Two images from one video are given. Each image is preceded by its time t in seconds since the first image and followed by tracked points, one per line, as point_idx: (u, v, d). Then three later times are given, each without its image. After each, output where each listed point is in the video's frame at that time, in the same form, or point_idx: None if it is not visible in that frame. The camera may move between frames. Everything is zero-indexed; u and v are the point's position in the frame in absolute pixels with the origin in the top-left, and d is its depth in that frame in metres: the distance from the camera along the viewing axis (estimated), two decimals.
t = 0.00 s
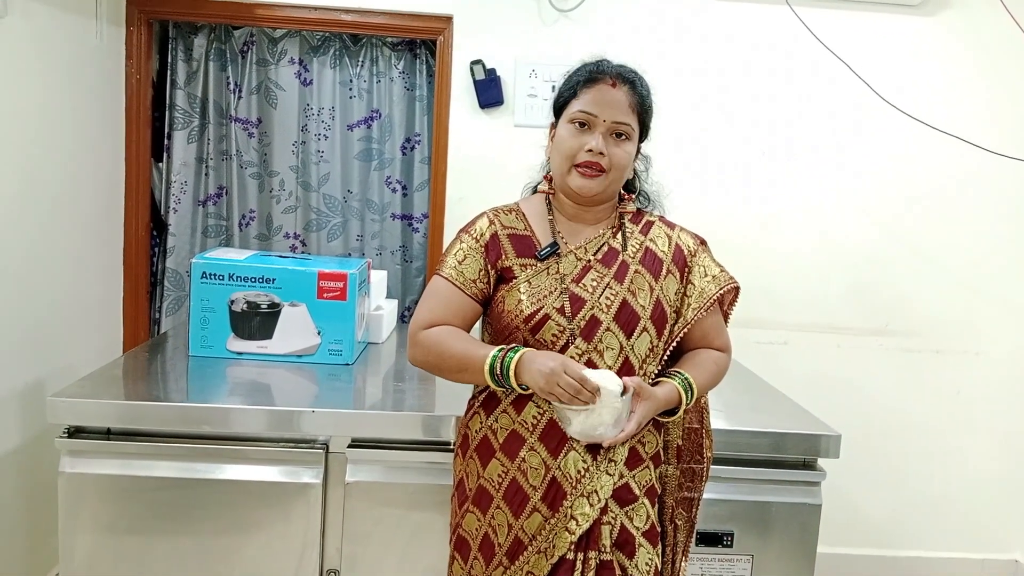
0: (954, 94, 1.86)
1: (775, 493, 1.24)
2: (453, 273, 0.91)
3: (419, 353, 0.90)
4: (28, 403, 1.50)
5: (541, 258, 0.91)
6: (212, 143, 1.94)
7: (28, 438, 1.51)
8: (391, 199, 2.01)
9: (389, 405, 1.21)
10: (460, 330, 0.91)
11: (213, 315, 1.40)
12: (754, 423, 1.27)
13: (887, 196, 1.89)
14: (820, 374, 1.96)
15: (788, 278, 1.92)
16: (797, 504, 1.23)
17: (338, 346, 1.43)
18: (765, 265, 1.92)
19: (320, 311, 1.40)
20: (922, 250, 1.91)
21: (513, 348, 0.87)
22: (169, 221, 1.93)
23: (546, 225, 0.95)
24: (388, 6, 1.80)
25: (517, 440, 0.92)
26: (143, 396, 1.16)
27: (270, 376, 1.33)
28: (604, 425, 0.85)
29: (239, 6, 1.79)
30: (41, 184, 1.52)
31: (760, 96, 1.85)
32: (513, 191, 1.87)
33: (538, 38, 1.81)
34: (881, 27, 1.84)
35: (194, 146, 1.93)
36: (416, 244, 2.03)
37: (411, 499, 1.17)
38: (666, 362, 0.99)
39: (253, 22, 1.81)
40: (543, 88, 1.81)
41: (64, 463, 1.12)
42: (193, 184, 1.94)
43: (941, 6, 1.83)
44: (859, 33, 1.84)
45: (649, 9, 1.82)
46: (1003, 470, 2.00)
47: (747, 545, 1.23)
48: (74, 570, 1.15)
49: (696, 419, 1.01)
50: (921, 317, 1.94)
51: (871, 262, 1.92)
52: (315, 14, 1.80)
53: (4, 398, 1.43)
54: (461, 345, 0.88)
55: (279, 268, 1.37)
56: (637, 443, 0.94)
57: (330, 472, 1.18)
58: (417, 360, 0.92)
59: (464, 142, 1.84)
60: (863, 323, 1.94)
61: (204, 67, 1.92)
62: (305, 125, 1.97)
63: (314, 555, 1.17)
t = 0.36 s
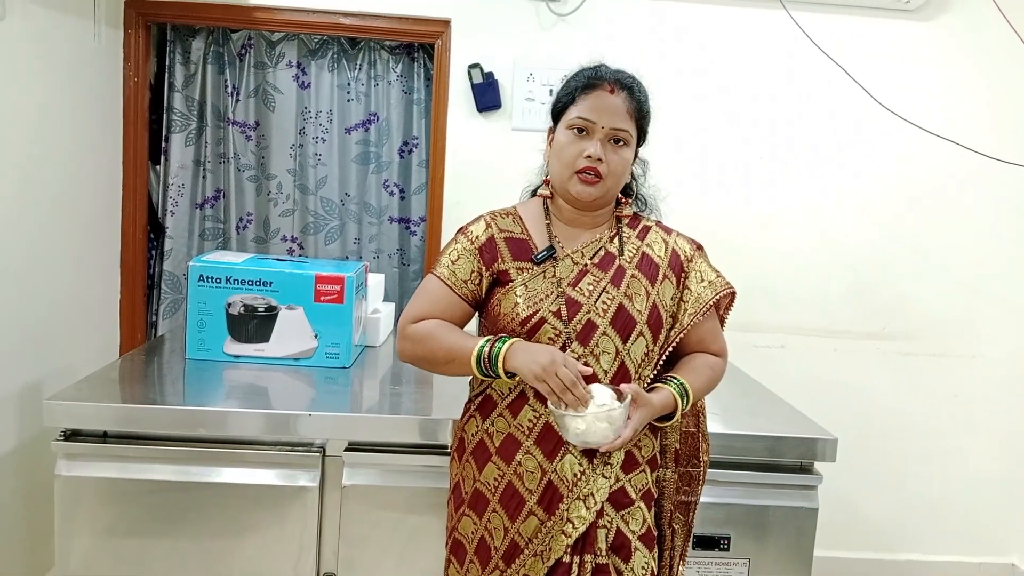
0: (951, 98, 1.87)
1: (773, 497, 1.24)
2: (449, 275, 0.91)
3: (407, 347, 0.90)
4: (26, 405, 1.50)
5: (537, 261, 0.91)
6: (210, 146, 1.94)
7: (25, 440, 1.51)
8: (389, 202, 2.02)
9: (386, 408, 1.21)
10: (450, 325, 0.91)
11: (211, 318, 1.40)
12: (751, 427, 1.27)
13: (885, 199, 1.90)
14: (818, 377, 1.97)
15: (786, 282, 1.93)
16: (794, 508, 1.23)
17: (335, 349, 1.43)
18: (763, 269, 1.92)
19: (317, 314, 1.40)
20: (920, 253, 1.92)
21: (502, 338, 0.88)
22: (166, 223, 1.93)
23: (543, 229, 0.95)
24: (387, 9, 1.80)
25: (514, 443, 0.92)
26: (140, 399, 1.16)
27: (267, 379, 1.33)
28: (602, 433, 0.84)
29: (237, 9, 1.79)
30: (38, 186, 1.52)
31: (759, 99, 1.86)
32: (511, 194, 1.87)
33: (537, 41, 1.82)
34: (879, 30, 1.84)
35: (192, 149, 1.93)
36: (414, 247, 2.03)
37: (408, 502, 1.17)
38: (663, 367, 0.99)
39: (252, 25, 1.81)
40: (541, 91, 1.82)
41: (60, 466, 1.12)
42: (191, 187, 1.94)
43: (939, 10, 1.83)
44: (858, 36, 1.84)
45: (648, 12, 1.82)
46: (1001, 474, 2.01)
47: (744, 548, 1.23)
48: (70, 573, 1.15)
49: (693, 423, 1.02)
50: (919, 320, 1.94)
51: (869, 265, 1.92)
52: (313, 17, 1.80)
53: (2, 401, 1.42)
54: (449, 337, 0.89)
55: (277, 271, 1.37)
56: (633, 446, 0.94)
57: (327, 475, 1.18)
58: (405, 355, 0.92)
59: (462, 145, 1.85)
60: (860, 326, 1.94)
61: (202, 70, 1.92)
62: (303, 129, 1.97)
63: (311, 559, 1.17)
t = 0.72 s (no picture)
0: (952, 95, 1.86)
1: (772, 493, 1.24)
2: (447, 272, 0.91)
3: (408, 345, 0.90)
4: (25, 403, 1.50)
5: (535, 258, 0.91)
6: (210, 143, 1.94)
7: (25, 439, 1.51)
8: (388, 200, 2.01)
9: (386, 405, 1.21)
10: (451, 323, 0.91)
11: (210, 315, 1.40)
12: (751, 423, 1.27)
13: (885, 197, 1.90)
14: (817, 374, 1.97)
15: (786, 279, 1.92)
16: (794, 504, 1.23)
17: (335, 346, 1.43)
18: (763, 266, 1.92)
19: (316, 311, 1.40)
20: (921, 250, 1.92)
21: (503, 335, 0.87)
22: (166, 221, 1.93)
23: (540, 226, 0.95)
24: (386, 6, 1.80)
25: (513, 440, 0.92)
26: (140, 396, 1.16)
27: (266, 376, 1.33)
28: (602, 431, 0.84)
29: (236, 6, 1.79)
30: (37, 184, 1.52)
31: (759, 96, 1.86)
32: (511, 191, 1.87)
33: (537, 38, 1.81)
34: (879, 27, 1.84)
35: (191, 147, 1.93)
36: (413, 245, 2.03)
37: (408, 499, 1.17)
38: (661, 363, 0.99)
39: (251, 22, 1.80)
40: (540, 88, 1.81)
41: (60, 463, 1.12)
42: (190, 184, 1.94)
43: (939, 7, 1.83)
44: (857, 33, 1.84)
45: (647, 9, 1.82)
46: (1001, 471, 2.01)
47: (744, 545, 1.23)
48: (70, 570, 1.15)
49: (693, 419, 1.01)
50: (919, 316, 1.94)
51: (869, 262, 1.92)
52: (312, 14, 1.80)
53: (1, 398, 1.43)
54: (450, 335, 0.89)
55: (275, 268, 1.37)
56: (632, 442, 0.94)
57: (326, 472, 1.18)
58: (408, 355, 0.92)
59: (462, 142, 1.84)
60: (861, 323, 1.94)
61: (201, 67, 1.91)
62: (302, 126, 1.97)
63: (311, 555, 1.17)
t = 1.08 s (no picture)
0: (948, 92, 1.86)
1: (770, 491, 1.24)
2: (442, 270, 0.91)
3: (399, 342, 0.90)
4: (21, 403, 1.50)
5: (532, 256, 0.91)
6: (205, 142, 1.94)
7: (21, 438, 1.51)
8: (385, 198, 2.01)
9: (383, 404, 1.21)
10: (443, 323, 0.91)
11: (206, 314, 1.39)
12: (748, 420, 1.28)
13: (881, 194, 1.90)
14: (814, 372, 1.97)
15: (783, 276, 1.93)
16: (791, 501, 1.23)
17: (331, 344, 1.42)
18: (760, 263, 1.92)
19: (313, 310, 1.40)
20: (917, 248, 1.92)
21: (496, 343, 0.88)
22: (162, 220, 1.92)
23: (536, 224, 0.95)
24: (382, 4, 1.79)
25: (509, 437, 0.92)
26: (136, 396, 1.15)
27: (263, 375, 1.33)
28: (597, 429, 0.85)
29: (231, 4, 1.78)
30: (33, 183, 1.51)
31: (755, 93, 1.86)
32: (508, 190, 1.87)
33: (533, 36, 1.81)
34: (875, 25, 1.84)
35: (187, 145, 1.92)
36: (410, 243, 2.03)
37: (405, 498, 1.17)
38: (658, 360, 0.99)
39: (246, 20, 1.80)
40: (536, 86, 1.81)
41: (56, 463, 1.12)
42: (186, 183, 1.94)
43: (935, 4, 1.83)
44: (854, 31, 1.84)
45: (644, 7, 1.82)
46: (998, 467, 2.01)
47: (741, 542, 1.23)
48: (66, 570, 1.14)
49: (689, 417, 1.02)
50: (915, 314, 1.94)
51: (866, 260, 1.92)
52: (308, 12, 1.79)
53: None
54: (441, 339, 0.88)
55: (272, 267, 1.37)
56: (628, 440, 0.94)
57: (323, 471, 1.17)
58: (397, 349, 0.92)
59: (458, 140, 1.84)
60: (857, 320, 1.95)
61: (196, 65, 1.91)
62: (298, 124, 1.96)
63: (308, 554, 1.17)
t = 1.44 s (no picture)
0: (950, 92, 1.86)
1: (773, 492, 1.24)
2: (447, 277, 0.91)
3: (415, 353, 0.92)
4: (24, 405, 1.50)
5: (532, 256, 0.91)
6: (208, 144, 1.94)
7: (24, 440, 1.51)
8: (387, 200, 2.01)
9: (386, 405, 1.21)
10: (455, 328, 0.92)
11: (209, 316, 1.40)
12: (751, 421, 1.27)
13: (882, 194, 1.90)
14: (817, 372, 1.97)
15: (786, 276, 1.93)
16: (794, 502, 1.23)
17: (334, 346, 1.42)
18: (762, 263, 1.92)
19: (316, 311, 1.40)
20: (919, 247, 1.92)
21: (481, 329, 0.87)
22: (164, 222, 1.93)
23: (537, 225, 0.95)
24: (383, 6, 1.80)
25: (511, 438, 0.92)
26: (139, 398, 1.16)
27: (265, 377, 1.33)
28: (620, 412, 0.83)
29: (233, 6, 1.79)
30: (36, 185, 1.52)
31: (757, 93, 1.86)
32: (509, 191, 1.87)
33: (534, 38, 1.81)
34: (875, 25, 1.84)
35: (189, 147, 1.93)
36: (412, 244, 2.03)
37: (408, 499, 1.17)
38: (660, 361, 0.99)
39: (248, 22, 1.80)
40: (538, 87, 1.81)
41: (60, 465, 1.12)
42: (189, 185, 1.94)
43: (936, 4, 1.83)
44: (855, 31, 1.84)
45: (644, 7, 1.82)
46: (1001, 467, 2.01)
47: (745, 543, 1.23)
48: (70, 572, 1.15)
49: (691, 419, 1.02)
50: (918, 314, 1.94)
51: (868, 260, 1.92)
52: (309, 14, 1.80)
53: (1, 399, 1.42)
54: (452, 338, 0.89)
55: (275, 268, 1.37)
56: (631, 440, 0.94)
57: (326, 472, 1.18)
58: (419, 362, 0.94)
59: (460, 142, 1.84)
60: (860, 320, 1.94)
61: (199, 68, 1.91)
62: (299, 126, 1.96)
63: (311, 556, 1.17)
